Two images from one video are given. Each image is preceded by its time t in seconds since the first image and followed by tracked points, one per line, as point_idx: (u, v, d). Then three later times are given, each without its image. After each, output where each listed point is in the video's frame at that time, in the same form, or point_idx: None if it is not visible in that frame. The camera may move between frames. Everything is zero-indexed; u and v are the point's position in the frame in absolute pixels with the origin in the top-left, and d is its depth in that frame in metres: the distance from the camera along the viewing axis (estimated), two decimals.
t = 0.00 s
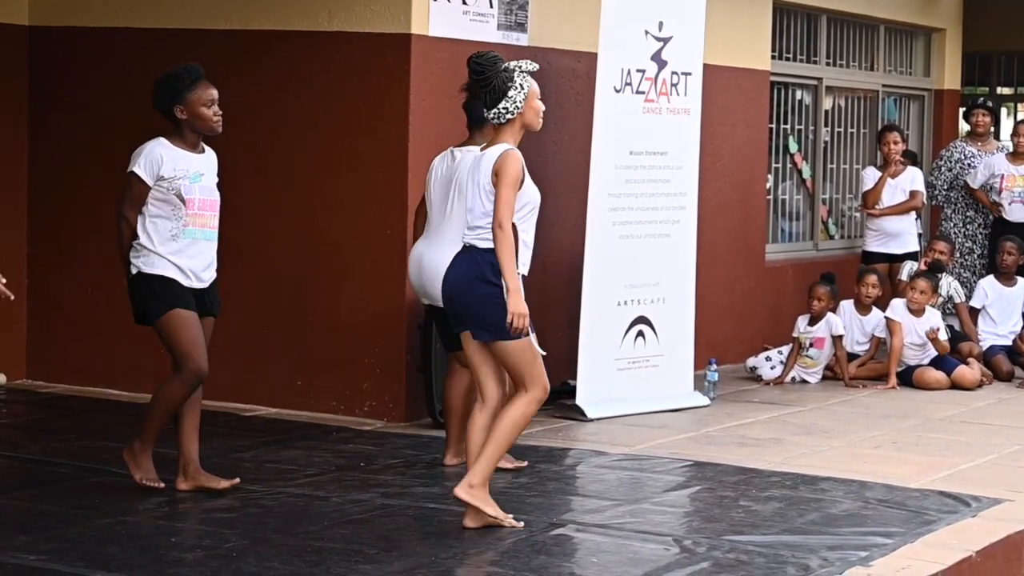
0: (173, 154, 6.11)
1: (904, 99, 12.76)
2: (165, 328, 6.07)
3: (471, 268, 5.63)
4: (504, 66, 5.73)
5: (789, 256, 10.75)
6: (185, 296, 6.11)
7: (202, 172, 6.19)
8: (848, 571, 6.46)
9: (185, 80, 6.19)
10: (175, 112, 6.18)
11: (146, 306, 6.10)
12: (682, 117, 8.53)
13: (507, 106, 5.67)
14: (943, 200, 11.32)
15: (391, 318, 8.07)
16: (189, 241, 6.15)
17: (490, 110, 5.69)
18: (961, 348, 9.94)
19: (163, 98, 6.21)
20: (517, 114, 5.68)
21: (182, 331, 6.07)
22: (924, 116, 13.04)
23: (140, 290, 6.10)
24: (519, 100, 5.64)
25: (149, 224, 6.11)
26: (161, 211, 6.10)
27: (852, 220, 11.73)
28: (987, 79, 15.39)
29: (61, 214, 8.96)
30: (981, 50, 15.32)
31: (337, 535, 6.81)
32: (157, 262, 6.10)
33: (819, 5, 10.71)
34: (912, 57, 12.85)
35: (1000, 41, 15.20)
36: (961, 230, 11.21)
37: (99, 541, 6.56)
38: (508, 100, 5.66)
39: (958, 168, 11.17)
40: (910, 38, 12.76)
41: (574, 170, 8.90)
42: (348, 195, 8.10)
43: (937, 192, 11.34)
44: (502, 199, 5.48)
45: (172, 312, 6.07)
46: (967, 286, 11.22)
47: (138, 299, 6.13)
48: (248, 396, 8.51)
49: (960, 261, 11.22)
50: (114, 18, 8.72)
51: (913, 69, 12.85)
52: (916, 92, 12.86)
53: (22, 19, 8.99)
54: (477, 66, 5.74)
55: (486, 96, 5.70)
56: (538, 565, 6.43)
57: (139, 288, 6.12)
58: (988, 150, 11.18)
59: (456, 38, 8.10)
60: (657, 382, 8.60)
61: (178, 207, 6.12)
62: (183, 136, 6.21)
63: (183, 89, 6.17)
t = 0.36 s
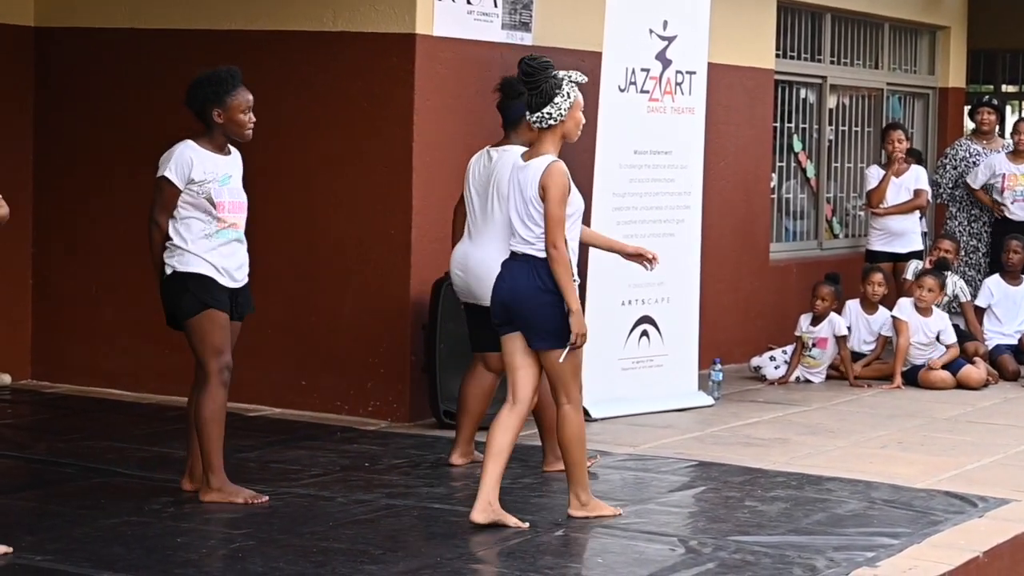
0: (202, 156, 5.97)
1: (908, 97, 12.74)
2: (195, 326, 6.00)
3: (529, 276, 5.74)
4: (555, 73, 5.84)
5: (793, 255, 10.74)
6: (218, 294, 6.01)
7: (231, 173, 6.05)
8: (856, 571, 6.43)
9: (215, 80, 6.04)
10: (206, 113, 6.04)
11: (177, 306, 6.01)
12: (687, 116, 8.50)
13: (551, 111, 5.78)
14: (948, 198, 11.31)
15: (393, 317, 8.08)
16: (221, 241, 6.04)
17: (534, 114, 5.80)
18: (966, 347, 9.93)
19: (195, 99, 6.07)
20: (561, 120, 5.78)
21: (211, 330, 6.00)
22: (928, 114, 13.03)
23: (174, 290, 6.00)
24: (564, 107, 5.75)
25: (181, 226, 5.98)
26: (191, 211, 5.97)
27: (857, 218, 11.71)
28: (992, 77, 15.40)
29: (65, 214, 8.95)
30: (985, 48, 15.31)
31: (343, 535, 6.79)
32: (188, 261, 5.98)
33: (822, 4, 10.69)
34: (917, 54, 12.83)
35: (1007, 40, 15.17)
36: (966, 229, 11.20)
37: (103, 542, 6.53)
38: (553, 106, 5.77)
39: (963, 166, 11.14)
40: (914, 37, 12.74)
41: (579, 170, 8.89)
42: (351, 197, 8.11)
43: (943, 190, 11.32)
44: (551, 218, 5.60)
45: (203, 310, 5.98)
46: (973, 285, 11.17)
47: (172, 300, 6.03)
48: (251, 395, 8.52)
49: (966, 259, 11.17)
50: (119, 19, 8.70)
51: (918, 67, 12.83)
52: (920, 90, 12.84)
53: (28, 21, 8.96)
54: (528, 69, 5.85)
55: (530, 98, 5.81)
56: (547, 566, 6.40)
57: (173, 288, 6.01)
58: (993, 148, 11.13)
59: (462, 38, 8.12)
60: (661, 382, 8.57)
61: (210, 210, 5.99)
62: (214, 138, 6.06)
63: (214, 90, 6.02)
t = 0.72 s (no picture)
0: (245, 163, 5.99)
1: (915, 99, 12.77)
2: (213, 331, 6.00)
3: (580, 269, 5.90)
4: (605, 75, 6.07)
5: (800, 257, 10.76)
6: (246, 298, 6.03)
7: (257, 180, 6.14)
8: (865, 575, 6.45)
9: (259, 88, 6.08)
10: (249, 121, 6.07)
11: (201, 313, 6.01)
12: (694, 120, 8.50)
13: (602, 111, 5.99)
14: (954, 201, 11.35)
15: (402, 321, 8.13)
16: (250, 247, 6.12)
17: (586, 113, 6.01)
18: (973, 349, 10.02)
19: (232, 103, 6.08)
20: (612, 120, 5.99)
21: (232, 336, 6.01)
22: (934, 117, 13.05)
23: (205, 297, 5.99)
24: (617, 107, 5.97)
25: (222, 232, 6.02)
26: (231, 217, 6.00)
27: (863, 220, 11.74)
28: (998, 79, 15.44)
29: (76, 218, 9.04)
30: (991, 50, 15.35)
31: (352, 538, 6.82)
32: (223, 267, 6.01)
33: (829, 7, 10.72)
34: (923, 57, 12.84)
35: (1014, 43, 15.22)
36: (972, 231, 11.20)
37: (114, 545, 6.56)
38: (604, 106, 5.99)
39: (968, 168, 11.23)
40: (920, 39, 12.76)
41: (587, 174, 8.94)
42: (359, 199, 8.17)
43: (949, 192, 11.39)
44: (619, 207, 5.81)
45: (228, 317, 5.99)
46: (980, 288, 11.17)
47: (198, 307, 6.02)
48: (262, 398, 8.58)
49: (972, 262, 11.19)
50: (128, 24, 8.80)
51: (923, 70, 12.85)
52: (926, 92, 12.86)
53: (36, 25, 9.06)
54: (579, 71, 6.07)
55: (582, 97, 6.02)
56: (556, 570, 6.43)
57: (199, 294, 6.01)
58: (999, 150, 11.24)
59: (470, 43, 8.17)
60: (669, 385, 8.59)
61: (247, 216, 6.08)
62: (246, 143, 6.10)
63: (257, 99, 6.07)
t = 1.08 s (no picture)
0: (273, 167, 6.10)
1: (920, 107, 12.88)
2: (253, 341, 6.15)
3: (596, 275, 6.07)
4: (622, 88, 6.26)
5: (807, 263, 10.87)
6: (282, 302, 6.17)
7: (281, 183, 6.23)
8: None
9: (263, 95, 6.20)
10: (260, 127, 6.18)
11: (238, 326, 6.15)
12: (701, 128, 8.61)
13: (618, 120, 6.17)
14: (958, 206, 11.43)
15: (414, 326, 8.25)
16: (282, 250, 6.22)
17: (601, 123, 6.19)
18: (978, 352, 10.14)
19: (239, 113, 6.18)
20: (626, 129, 6.17)
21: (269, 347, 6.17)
22: (939, 124, 13.16)
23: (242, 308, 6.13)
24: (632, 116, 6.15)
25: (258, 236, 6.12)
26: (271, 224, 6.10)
27: (869, 226, 11.85)
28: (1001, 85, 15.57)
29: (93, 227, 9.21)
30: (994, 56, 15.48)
31: (365, 542, 6.95)
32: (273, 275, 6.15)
33: (834, 16, 10.83)
34: (927, 66, 12.94)
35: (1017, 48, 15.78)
36: (976, 236, 11.31)
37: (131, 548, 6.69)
38: (620, 116, 6.18)
39: (973, 175, 11.25)
40: (925, 47, 12.87)
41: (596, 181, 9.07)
42: (370, 208, 8.29)
43: (953, 199, 11.44)
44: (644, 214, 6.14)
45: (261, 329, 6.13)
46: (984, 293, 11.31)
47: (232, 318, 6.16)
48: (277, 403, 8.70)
49: (976, 268, 11.28)
50: (142, 34, 8.92)
51: (928, 77, 12.96)
52: (931, 99, 12.97)
53: (53, 36, 9.16)
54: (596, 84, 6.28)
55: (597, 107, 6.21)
56: (565, 572, 6.55)
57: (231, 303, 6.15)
58: (1002, 157, 11.24)
59: (481, 52, 8.29)
60: (678, 389, 8.71)
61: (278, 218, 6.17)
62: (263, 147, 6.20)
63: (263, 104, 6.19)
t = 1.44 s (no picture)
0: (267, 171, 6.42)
1: (923, 118, 13.12)
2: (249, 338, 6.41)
3: (612, 278, 6.33)
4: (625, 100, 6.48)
5: (815, 269, 11.11)
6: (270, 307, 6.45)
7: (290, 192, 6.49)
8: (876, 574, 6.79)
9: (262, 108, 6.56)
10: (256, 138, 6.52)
11: (233, 325, 6.44)
12: (712, 139, 8.85)
13: (625, 134, 6.41)
14: (960, 215, 11.67)
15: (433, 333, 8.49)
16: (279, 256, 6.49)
17: (608, 138, 6.43)
18: (981, 357, 10.31)
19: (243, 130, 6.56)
20: (634, 141, 6.41)
21: (266, 342, 6.41)
22: (942, 135, 13.40)
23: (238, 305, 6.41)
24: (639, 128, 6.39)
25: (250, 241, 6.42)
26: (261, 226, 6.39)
27: (874, 233, 12.09)
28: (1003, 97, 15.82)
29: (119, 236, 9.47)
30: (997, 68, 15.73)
31: (385, 541, 7.21)
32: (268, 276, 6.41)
33: (840, 29, 11.08)
34: (930, 77, 13.19)
35: (1018, 60, 16.11)
36: (978, 244, 11.56)
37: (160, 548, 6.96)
38: (627, 129, 6.41)
39: (974, 184, 11.51)
40: (928, 60, 13.12)
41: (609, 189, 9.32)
42: (390, 218, 8.54)
43: (956, 207, 11.68)
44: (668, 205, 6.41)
45: (258, 325, 6.40)
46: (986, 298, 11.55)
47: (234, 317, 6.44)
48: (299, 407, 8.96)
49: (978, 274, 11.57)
50: (167, 49, 9.18)
51: (931, 89, 13.20)
52: (934, 111, 13.21)
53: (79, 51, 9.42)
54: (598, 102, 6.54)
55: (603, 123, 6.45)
56: (579, 569, 6.80)
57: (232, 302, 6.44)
58: (1003, 166, 11.50)
59: (497, 66, 8.55)
60: (689, 392, 8.95)
61: (275, 225, 6.45)
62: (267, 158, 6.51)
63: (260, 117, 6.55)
